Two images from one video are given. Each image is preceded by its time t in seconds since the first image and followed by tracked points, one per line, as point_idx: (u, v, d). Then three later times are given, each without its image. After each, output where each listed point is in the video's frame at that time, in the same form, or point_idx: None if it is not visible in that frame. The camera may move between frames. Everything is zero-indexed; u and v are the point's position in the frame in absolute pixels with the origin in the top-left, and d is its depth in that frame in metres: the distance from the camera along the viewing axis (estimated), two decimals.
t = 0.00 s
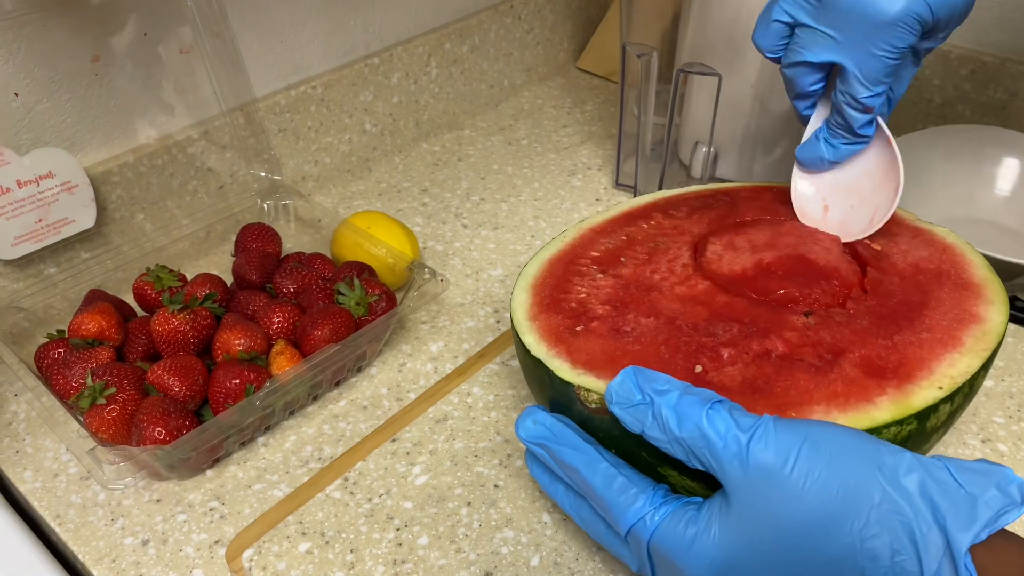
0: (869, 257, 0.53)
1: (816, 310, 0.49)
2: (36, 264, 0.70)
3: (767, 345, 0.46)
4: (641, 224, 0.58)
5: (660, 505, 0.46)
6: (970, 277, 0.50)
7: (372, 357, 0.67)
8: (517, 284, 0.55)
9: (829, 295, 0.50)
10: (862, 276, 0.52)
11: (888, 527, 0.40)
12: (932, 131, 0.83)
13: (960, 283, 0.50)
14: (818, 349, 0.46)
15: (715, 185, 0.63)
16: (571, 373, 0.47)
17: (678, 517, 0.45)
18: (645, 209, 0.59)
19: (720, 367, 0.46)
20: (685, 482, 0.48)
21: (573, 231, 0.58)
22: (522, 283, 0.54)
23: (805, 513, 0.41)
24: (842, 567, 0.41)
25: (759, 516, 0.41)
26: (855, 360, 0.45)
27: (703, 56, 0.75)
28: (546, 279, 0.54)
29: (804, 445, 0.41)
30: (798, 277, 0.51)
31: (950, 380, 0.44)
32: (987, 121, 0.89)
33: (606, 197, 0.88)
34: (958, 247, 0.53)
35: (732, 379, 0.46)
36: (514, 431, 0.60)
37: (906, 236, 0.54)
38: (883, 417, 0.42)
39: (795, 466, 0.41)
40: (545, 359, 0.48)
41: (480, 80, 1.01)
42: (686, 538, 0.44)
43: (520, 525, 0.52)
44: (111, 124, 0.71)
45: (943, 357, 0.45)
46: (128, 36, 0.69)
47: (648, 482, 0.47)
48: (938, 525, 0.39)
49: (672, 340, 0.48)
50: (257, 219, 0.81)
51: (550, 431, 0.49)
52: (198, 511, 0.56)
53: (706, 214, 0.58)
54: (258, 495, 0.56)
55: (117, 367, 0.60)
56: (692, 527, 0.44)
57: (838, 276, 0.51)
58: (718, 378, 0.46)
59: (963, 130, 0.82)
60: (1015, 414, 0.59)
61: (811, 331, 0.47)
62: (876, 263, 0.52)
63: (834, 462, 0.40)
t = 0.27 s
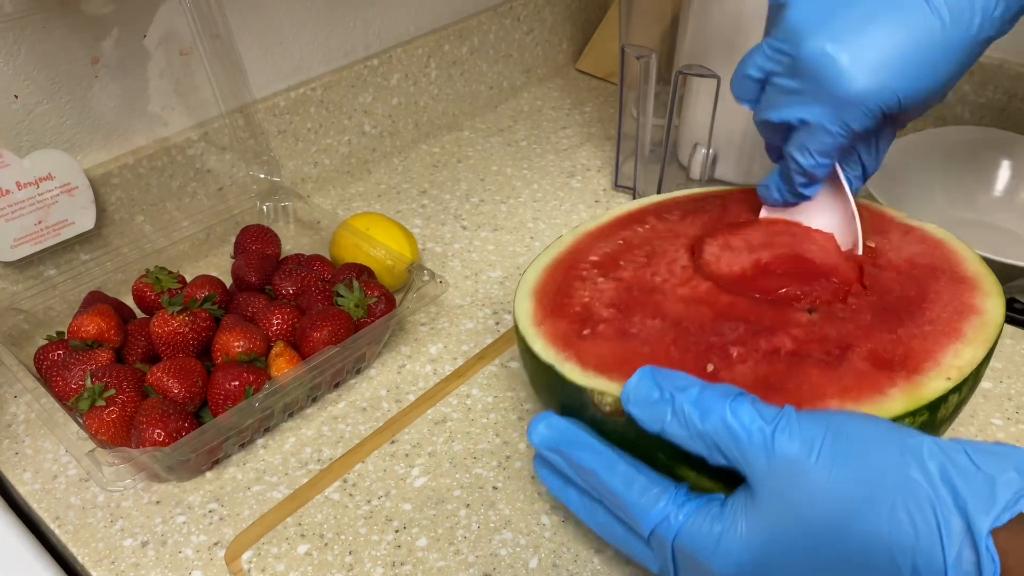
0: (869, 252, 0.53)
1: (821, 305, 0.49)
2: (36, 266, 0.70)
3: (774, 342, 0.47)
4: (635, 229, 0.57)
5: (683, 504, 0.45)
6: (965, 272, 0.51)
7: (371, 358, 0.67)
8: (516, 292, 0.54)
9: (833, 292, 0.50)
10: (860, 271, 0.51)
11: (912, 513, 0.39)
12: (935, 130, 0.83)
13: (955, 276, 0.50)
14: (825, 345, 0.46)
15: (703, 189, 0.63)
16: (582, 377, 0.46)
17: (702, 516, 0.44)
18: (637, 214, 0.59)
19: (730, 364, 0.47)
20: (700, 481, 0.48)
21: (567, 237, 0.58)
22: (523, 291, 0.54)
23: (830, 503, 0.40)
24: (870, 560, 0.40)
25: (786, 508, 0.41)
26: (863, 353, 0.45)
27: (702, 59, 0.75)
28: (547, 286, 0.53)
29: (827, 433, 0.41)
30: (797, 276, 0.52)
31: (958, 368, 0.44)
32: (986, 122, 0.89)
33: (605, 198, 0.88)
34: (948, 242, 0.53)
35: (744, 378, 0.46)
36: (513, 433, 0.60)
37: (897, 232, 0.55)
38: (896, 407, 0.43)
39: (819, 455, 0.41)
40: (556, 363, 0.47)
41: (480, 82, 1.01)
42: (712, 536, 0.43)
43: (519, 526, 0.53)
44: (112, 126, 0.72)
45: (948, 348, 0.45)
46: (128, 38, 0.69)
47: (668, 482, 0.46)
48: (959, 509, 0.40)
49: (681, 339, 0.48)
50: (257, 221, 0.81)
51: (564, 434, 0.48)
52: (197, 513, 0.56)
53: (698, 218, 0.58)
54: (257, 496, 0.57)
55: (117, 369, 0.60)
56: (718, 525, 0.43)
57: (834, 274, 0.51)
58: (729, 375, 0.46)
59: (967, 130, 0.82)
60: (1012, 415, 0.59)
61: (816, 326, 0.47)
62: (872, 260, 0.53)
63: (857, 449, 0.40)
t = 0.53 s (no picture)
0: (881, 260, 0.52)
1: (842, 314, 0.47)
2: (33, 267, 0.70)
3: (799, 349, 0.45)
4: (653, 222, 0.56)
5: (712, 503, 0.45)
6: (978, 288, 0.50)
7: (369, 360, 0.67)
8: (535, 279, 0.53)
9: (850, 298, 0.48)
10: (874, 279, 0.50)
11: (948, 525, 0.39)
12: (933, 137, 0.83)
13: (970, 293, 0.49)
14: (849, 354, 0.45)
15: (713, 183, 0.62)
16: (609, 371, 0.45)
17: (730, 515, 0.44)
18: (654, 208, 0.58)
19: (757, 369, 0.45)
20: (725, 483, 0.47)
21: (584, 228, 0.57)
22: (543, 279, 0.53)
23: (864, 513, 0.40)
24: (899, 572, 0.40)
25: (818, 515, 0.41)
26: (886, 366, 0.44)
27: (699, 59, 0.75)
28: (568, 275, 0.53)
29: (863, 440, 0.40)
30: (821, 278, 0.49)
31: (978, 389, 0.43)
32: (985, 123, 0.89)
33: (603, 200, 0.88)
34: (960, 258, 0.52)
35: (771, 382, 0.45)
36: (511, 435, 0.60)
37: (910, 247, 0.54)
38: (921, 424, 0.42)
39: (855, 463, 0.40)
40: (580, 355, 0.46)
41: (478, 83, 1.01)
42: (741, 537, 0.43)
43: (517, 528, 0.52)
44: (109, 126, 0.71)
45: (966, 366, 0.44)
46: (125, 39, 0.69)
47: (698, 479, 0.46)
48: (989, 524, 0.40)
49: (706, 340, 0.46)
50: (255, 222, 0.81)
51: (588, 428, 0.47)
52: (194, 514, 0.56)
53: (714, 214, 0.57)
54: (254, 498, 0.56)
55: (114, 370, 0.60)
56: (745, 526, 0.43)
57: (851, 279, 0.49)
58: (756, 380, 0.45)
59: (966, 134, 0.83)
60: (1011, 417, 0.59)
61: (839, 335, 0.46)
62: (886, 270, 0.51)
63: (893, 461, 0.39)
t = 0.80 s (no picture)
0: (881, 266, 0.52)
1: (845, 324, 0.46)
2: (31, 267, 0.70)
3: (801, 361, 0.45)
4: (650, 225, 0.56)
5: (715, 521, 0.45)
6: (978, 290, 0.50)
7: (368, 360, 0.67)
8: (534, 290, 0.53)
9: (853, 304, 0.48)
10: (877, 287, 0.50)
11: (957, 546, 0.40)
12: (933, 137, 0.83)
13: (972, 295, 0.49)
14: (851, 365, 0.44)
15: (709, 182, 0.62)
16: (610, 390, 0.45)
17: (734, 533, 0.44)
18: (651, 209, 0.58)
19: (760, 384, 0.45)
20: (729, 501, 0.47)
21: (581, 232, 0.57)
22: (541, 290, 0.52)
23: (871, 533, 0.40)
24: None
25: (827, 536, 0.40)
26: (889, 377, 0.44)
27: (699, 58, 0.75)
28: (565, 286, 0.52)
29: (870, 462, 0.40)
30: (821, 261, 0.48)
31: (981, 398, 0.43)
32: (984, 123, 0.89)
33: (602, 199, 0.88)
34: (960, 257, 0.52)
35: (774, 398, 0.44)
36: (510, 435, 0.59)
37: (910, 246, 0.54)
38: (926, 437, 0.42)
39: (864, 484, 0.40)
40: (580, 373, 0.46)
41: (477, 82, 1.01)
42: (745, 555, 0.43)
43: (516, 529, 0.52)
44: (107, 126, 0.71)
45: (969, 374, 0.44)
46: (123, 39, 0.69)
47: (701, 497, 0.46)
48: (996, 544, 0.40)
49: (708, 354, 0.46)
50: (253, 221, 0.81)
51: (589, 445, 0.47)
52: (192, 515, 0.56)
53: (710, 215, 0.57)
54: (253, 499, 0.56)
55: (112, 371, 0.59)
56: (750, 544, 0.43)
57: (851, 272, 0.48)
58: (758, 396, 0.44)
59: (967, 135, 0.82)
60: (1011, 416, 0.59)
61: (841, 345, 0.45)
62: (886, 274, 0.51)
63: (904, 483, 0.40)
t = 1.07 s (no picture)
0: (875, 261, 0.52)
1: (836, 322, 0.47)
2: (29, 268, 0.70)
3: (790, 361, 0.45)
4: (644, 226, 0.56)
5: (697, 522, 0.45)
6: (975, 289, 0.49)
7: (367, 360, 0.67)
8: (525, 292, 0.52)
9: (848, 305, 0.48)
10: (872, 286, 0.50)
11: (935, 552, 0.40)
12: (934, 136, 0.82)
13: (967, 294, 0.49)
14: (840, 365, 0.44)
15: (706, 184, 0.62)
16: (596, 392, 0.44)
17: (715, 535, 0.44)
18: (646, 210, 0.58)
19: (746, 385, 0.44)
20: (712, 502, 0.47)
21: (575, 233, 0.57)
22: (533, 291, 0.52)
23: (849, 536, 0.40)
24: None
25: (805, 539, 0.40)
26: (879, 378, 0.44)
27: (698, 58, 0.75)
28: (557, 287, 0.52)
29: (851, 465, 0.40)
30: (805, 261, 0.48)
31: (972, 398, 0.42)
32: (983, 121, 0.89)
33: (602, 199, 0.88)
34: (958, 255, 0.52)
35: (761, 399, 0.44)
36: (509, 435, 0.59)
37: (907, 243, 0.54)
38: (913, 438, 0.41)
39: (843, 486, 0.40)
40: (568, 375, 0.45)
41: (476, 82, 1.01)
42: (725, 557, 0.43)
43: (515, 530, 0.52)
44: (105, 127, 0.71)
45: (961, 373, 0.44)
46: (120, 39, 0.68)
47: (683, 498, 0.46)
48: (978, 552, 0.40)
49: (696, 355, 0.46)
50: (252, 222, 0.81)
51: (576, 447, 0.47)
52: (191, 516, 0.56)
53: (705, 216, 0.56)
54: (252, 500, 0.56)
55: (110, 372, 0.59)
56: (731, 546, 0.43)
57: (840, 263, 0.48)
58: (745, 397, 0.44)
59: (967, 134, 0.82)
60: (1010, 415, 0.59)
61: (832, 345, 0.45)
62: (883, 273, 0.51)
63: (882, 487, 0.39)
